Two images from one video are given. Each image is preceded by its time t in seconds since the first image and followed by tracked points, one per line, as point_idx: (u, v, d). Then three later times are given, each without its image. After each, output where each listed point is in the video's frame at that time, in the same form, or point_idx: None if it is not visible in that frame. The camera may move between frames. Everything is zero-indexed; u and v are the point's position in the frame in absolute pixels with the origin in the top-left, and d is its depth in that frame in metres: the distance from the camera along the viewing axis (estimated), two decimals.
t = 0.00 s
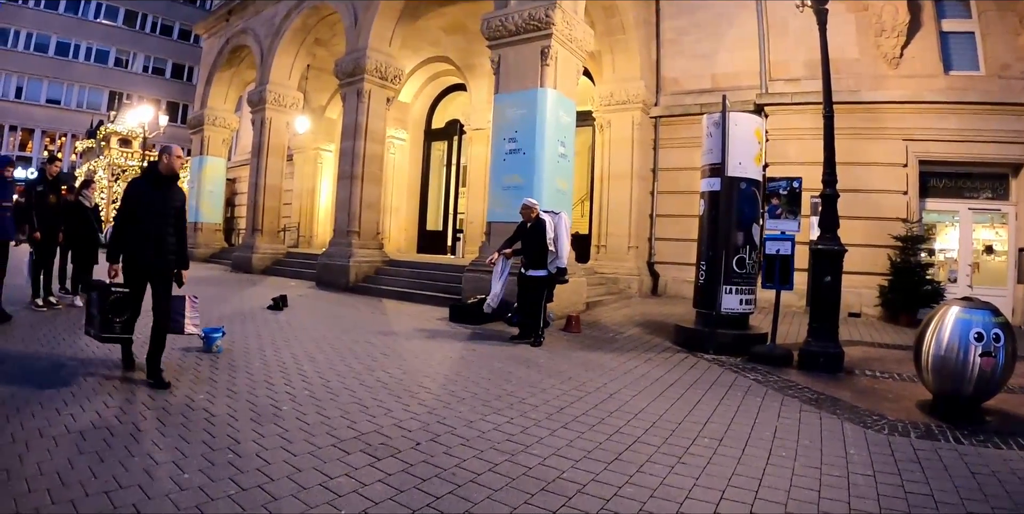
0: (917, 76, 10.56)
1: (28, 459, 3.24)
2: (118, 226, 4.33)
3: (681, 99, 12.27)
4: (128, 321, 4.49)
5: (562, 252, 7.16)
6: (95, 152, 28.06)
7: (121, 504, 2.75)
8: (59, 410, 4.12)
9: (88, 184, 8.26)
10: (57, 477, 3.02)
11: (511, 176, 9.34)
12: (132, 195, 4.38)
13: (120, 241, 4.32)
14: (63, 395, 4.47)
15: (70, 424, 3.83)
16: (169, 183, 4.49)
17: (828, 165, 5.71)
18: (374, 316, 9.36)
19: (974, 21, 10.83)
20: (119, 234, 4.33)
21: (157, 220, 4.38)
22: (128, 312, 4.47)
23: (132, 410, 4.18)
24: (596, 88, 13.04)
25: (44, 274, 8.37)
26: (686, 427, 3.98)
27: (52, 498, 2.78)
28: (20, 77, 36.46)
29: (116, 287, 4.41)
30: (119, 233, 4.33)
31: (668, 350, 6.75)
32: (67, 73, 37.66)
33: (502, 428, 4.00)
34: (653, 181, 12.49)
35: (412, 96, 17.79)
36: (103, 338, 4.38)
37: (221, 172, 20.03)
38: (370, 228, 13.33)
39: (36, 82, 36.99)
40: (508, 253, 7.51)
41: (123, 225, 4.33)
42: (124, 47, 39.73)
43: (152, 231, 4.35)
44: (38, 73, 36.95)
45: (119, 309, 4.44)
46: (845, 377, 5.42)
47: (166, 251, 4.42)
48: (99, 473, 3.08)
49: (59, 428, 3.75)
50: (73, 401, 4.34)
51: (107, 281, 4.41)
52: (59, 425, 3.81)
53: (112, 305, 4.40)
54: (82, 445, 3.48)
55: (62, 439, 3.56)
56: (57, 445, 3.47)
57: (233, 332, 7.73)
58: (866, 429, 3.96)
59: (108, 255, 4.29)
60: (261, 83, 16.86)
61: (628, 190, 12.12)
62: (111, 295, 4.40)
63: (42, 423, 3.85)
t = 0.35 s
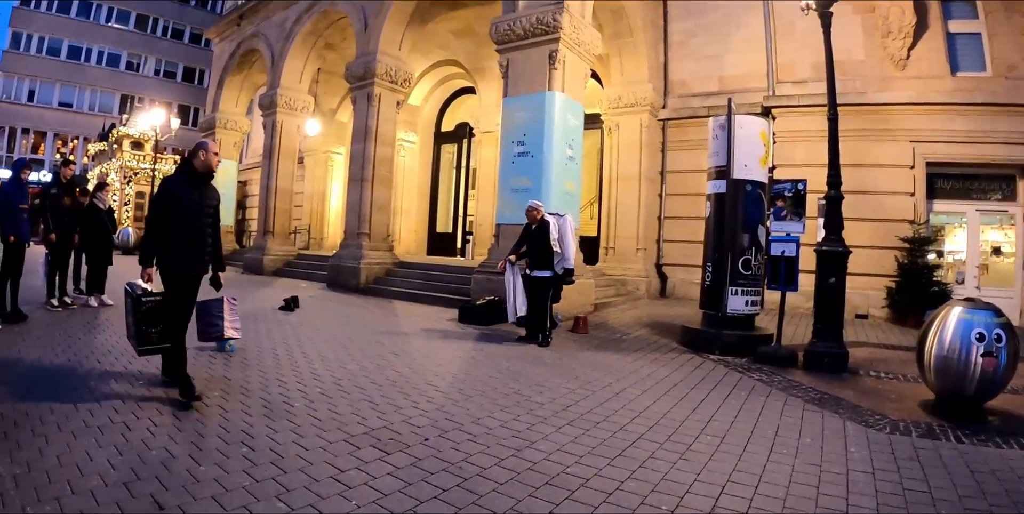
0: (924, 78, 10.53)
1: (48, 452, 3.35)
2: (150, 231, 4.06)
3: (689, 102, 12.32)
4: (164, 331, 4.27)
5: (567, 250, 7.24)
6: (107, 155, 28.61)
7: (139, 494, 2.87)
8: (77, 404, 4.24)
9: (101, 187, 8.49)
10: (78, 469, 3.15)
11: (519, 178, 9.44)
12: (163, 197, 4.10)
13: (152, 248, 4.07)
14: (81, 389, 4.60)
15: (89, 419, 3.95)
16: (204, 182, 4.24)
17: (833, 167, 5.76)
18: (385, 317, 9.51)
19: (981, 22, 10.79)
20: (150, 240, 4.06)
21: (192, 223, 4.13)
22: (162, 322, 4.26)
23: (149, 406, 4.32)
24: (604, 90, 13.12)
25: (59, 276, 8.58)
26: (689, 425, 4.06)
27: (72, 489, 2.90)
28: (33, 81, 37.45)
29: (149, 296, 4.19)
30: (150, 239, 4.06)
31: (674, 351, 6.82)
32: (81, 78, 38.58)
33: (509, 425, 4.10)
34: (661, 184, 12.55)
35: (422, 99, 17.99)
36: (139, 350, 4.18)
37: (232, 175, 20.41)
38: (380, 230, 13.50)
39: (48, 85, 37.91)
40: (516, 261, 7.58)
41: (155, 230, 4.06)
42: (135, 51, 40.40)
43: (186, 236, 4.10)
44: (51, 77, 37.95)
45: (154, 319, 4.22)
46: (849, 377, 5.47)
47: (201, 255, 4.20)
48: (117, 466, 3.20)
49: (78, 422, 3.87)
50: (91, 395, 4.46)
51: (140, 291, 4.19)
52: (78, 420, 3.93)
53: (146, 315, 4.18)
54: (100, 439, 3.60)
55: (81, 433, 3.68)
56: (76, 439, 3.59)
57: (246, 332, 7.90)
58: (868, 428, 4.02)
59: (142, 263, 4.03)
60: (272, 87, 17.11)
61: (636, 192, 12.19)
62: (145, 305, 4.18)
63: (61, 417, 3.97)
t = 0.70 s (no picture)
0: (936, 77, 10.48)
1: (74, 444, 3.47)
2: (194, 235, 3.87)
3: (702, 103, 12.36)
4: (214, 344, 3.88)
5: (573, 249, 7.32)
6: (124, 157, 29.26)
7: (162, 486, 2.99)
8: (99, 400, 4.34)
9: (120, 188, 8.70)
10: (102, 461, 3.27)
11: (533, 180, 9.56)
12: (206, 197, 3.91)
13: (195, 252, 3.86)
14: (104, 386, 4.72)
15: (112, 414, 4.06)
16: (249, 182, 4.08)
17: (842, 168, 5.81)
18: (400, 317, 9.68)
19: (994, 20, 10.70)
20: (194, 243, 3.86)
21: (237, 222, 3.99)
22: (213, 333, 3.88)
23: (171, 402, 4.44)
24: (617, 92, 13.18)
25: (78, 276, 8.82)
26: (700, 424, 4.15)
27: (97, 481, 3.01)
28: (50, 84, 38.23)
29: (199, 305, 3.83)
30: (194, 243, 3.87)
31: (686, 351, 6.90)
32: (97, 80, 39.39)
33: (521, 422, 4.24)
34: (674, 185, 12.58)
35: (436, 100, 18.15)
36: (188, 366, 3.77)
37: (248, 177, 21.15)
38: (395, 231, 13.69)
39: (64, 88, 38.63)
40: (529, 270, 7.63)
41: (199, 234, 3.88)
42: (150, 54, 41.12)
43: (232, 238, 3.95)
44: (68, 80, 38.75)
45: (205, 331, 3.84)
46: (859, 377, 5.53)
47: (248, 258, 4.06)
48: (141, 459, 3.32)
49: (102, 417, 3.98)
50: (113, 392, 4.57)
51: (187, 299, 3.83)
52: (102, 414, 4.04)
53: (196, 326, 3.80)
54: (124, 433, 3.72)
55: (105, 428, 3.78)
56: (100, 433, 3.70)
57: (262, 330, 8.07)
58: (876, 427, 4.09)
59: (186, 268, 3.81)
60: (288, 89, 17.40)
61: (649, 193, 12.24)
62: (194, 316, 3.80)
63: (85, 412, 4.07)
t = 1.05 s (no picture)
0: (947, 78, 10.44)
1: (93, 446, 3.54)
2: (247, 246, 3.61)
3: (712, 105, 12.41)
4: (263, 365, 3.89)
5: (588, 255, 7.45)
6: (137, 162, 29.74)
7: (180, 488, 3.03)
8: (115, 404, 4.40)
9: (134, 193, 8.88)
10: (119, 463, 3.32)
11: (544, 183, 9.65)
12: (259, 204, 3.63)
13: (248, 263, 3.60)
14: (121, 391, 4.80)
15: (129, 417, 4.12)
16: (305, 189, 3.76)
17: (852, 171, 5.85)
18: (413, 321, 9.80)
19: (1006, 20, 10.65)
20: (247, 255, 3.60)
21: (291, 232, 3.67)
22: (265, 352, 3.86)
23: (187, 404, 4.51)
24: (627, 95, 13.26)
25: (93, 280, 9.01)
26: (711, 427, 4.21)
27: (115, 482, 3.06)
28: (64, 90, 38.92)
29: (253, 324, 3.73)
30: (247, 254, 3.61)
31: (698, 354, 6.94)
32: (111, 86, 40.05)
33: (534, 425, 4.32)
34: (685, 188, 12.61)
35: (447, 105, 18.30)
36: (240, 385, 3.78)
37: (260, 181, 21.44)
38: (407, 235, 13.84)
39: (78, 94, 39.32)
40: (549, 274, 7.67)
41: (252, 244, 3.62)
42: (162, 59, 41.77)
43: (285, 248, 3.64)
44: (82, 85, 39.44)
45: (256, 350, 3.82)
46: (870, 380, 5.55)
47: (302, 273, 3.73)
48: (158, 461, 3.38)
49: (120, 420, 4.05)
50: (128, 396, 4.64)
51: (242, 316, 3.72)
52: (119, 418, 4.10)
53: (250, 345, 3.76)
54: (141, 435, 3.78)
55: (123, 430, 3.84)
56: (117, 435, 3.75)
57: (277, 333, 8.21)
58: (887, 430, 4.13)
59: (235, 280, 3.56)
60: (300, 94, 17.62)
61: (660, 197, 12.28)
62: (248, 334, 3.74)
63: (102, 415, 4.14)
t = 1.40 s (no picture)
0: (951, 78, 10.42)
1: (94, 450, 3.53)
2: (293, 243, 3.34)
3: (716, 106, 12.40)
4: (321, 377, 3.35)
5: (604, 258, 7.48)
6: (139, 163, 29.82)
7: (182, 493, 3.03)
8: (117, 408, 4.41)
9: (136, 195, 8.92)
10: (120, 467, 3.32)
11: (548, 184, 9.64)
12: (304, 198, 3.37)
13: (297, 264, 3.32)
14: (122, 394, 4.80)
15: (130, 420, 4.12)
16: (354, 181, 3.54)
17: (858, 171, 5.84)
18: (416, 322, 9.81)
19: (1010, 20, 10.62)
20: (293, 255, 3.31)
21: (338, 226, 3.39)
22: (323, 365, 3.33)
23: (188, 408, 4.49)
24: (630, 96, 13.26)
25: (95, 282, 9.04)
26: (718, 429, 4.21)
27: (115, 487, 3.06)
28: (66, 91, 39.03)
29: (302, 336, 3.25)
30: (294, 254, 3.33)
31: (703, 355, 6.92)
32: (113, 87, 40.16)
33: (540, 428, 4.32)
34: (689, 188, 12.60)
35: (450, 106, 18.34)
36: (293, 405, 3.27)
37: (263, 182, 21.44)
38: (410, 236, 13.84)
39: (80, 95, 39.43)
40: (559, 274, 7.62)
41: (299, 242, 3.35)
42: (165, 60, 41.85)
43: (333, 245, 3.37)
44: (84, 86, 39.55)
45: (312, 363, 3.29)
46: (877, 381, 5.54)
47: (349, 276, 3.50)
48: (159, 465, 3.37)
49: (121, 423, 4.05)
50: (130, 399, 4.64)
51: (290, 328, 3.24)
52: (120, 421, 4.10)
53: (300, 362, 3.24)
54: (142, 439, 3.77)
55: (123, 434, 3.83)
56: (118, 439, 3.75)
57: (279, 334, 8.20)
58: (895, 432, 4.13)
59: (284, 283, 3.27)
60: (302, 95, 17.63)
61: (664, 197, 12.27)
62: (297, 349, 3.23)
63: (103, 418, 4.14)
